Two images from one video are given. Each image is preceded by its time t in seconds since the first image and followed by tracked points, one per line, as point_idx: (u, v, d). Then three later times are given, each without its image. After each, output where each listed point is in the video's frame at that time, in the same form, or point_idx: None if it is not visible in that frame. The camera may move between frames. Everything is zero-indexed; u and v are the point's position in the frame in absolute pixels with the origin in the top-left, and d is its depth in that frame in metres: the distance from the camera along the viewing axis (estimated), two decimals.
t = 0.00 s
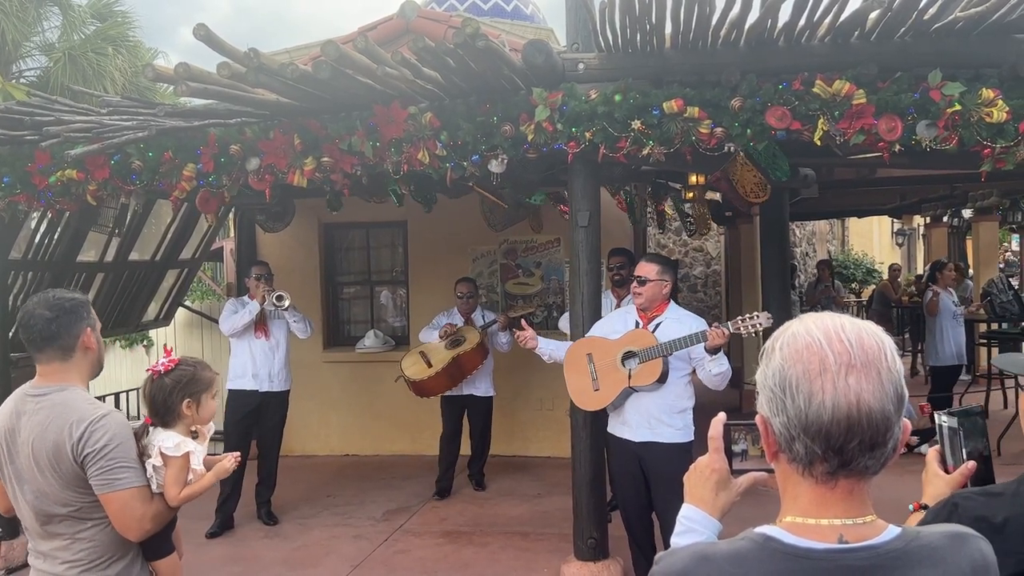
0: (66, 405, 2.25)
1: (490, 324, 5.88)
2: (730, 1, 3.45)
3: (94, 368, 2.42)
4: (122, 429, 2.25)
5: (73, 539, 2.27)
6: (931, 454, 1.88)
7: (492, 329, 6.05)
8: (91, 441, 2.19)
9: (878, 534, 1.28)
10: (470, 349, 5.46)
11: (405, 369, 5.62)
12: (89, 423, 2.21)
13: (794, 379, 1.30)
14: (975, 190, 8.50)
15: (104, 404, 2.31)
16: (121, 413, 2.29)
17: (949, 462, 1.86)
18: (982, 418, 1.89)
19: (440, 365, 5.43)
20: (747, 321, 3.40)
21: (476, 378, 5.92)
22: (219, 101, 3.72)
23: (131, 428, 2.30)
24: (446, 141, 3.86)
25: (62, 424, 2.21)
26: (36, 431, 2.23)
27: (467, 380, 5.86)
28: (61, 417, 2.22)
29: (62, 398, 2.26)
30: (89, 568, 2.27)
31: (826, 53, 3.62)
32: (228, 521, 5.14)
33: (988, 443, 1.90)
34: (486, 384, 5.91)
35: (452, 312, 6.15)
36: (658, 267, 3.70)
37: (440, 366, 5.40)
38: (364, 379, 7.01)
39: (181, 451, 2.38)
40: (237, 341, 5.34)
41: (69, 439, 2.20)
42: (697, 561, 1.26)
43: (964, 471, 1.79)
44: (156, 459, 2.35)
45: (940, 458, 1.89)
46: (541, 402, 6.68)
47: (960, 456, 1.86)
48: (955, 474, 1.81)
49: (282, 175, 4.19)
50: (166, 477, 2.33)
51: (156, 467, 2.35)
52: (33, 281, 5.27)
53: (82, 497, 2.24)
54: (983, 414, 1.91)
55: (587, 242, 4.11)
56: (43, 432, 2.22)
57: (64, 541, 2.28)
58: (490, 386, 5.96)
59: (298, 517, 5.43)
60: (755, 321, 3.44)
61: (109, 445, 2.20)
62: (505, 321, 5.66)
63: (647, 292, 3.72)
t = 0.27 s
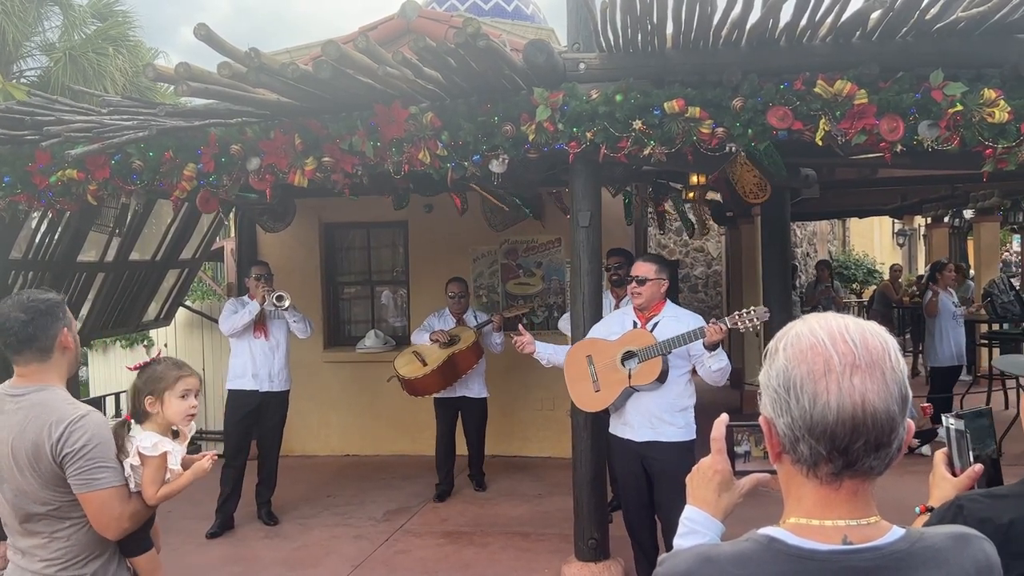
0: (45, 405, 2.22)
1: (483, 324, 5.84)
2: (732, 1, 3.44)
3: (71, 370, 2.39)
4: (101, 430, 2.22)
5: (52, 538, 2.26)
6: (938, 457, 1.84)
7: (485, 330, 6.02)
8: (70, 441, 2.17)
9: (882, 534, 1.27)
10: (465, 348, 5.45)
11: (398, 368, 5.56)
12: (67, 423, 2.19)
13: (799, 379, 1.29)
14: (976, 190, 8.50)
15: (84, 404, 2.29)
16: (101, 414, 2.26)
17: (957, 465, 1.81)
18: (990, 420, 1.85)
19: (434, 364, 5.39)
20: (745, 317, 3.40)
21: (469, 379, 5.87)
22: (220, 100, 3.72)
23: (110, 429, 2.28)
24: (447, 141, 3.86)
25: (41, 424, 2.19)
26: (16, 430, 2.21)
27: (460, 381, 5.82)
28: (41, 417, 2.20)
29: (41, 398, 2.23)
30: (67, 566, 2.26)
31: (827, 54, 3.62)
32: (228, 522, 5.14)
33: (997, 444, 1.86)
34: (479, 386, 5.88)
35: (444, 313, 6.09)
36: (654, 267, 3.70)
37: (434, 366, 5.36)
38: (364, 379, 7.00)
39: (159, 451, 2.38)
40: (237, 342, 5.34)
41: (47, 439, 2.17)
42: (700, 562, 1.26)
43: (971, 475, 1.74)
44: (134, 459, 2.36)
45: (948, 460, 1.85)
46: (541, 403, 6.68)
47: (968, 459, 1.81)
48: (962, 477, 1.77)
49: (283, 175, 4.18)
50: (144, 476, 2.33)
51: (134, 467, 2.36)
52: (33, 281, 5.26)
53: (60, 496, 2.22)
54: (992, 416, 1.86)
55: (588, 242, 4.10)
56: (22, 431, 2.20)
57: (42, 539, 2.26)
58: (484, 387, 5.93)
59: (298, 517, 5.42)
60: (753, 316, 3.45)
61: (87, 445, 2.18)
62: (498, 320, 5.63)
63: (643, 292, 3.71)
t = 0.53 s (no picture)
0: (23, 411, 2.11)
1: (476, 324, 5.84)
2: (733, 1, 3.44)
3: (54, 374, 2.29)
4: (77, 439, 2.12)
5: (24, 541, 2.15)
6: (946, 456, 1.84)
7: (479, 330, 5.95)
8: (45, 450, 2.07)
9: (886, 535, 1.27)
10: (460, 347, 5.44)
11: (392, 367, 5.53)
12: (44, 431, 2.08)
13: (801, 380, 1.29)
14: (978, 191, 8.49)
15: (63, 411, 2.18)
16: (79, 421, 2.16)
17: (965, 465, 1.81)
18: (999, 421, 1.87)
19: (429, 364, 5.35)
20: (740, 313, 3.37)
21: (462, 380, 5.86)
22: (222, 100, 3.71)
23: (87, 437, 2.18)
24: (448, 141, 3.85)
25: (17, 430, 2.08)
26: None
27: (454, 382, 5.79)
28: (17, 422, 2.10)
29: (20, 402, 2.13)
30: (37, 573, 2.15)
31: (829, 54, 3.61)
32: (229, 522, 5.13)
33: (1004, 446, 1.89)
34: (472, 387, 5.86)
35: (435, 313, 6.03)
36: (651, 268, 3.68)
37: (429, 366, 5.33)
38: (365, 379, 7.00)
39: (134, 462, 2.30)
40: (237, 341, 5.33)
41: (22, 446, 2.07)
42: (704, 564, 1.25)
43: (977, 472, 1.75)
44: (109, 468, 2.27)
45: (956, 461, 1.85)
46: (541, 404, 6.67)
47: (975, 459, 1.81)
48: (969, 475, 1.76)
49: (284, 175, 4.17)
50: (117, 486, 2.24)
51: (109, 477, 2.26)
52: (35, 281, 5.26)
53: (35, 501, 2.12)
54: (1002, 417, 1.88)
55: (589, 243, 4.10)
56: None
57: (14, 542, 2.15)
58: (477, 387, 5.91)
59: (299, 518, 5.42)
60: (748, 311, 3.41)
61: (63, 454, 2.08)
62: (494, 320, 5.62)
63: (640, 292, 3.70)
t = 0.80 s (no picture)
0: (10, 413, 2.08)
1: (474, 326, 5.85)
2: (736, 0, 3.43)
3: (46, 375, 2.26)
4: (61, 444, 2.09)
5: (5, 542, 2.10)
6: (958, 458, 1.83)
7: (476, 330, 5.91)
8: (28, 453, 2.04)
9: (891, 535, 1.26)
10: (460, 347, 5.43)
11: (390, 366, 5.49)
12: (29, 434, 2.05)
13: (806, 380, 1.28)
14: (980, 191, 8.49)
15: (49, 414, 2.14)
16: (64, 426, 2.13)
17: (975, 465, 1.82)
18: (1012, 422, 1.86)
19: (430, 364, 5.33)
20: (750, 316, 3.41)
21: (459, 381, 5.81)
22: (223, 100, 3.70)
23: (71, 442, 2.15)
24: (450, 141, 3.85)
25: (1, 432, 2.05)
26: None
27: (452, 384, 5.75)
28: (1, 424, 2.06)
29: (7, 404, 2.09)
30: None
31: (832, 53, 3.60)
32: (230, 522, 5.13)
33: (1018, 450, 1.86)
34: (470, 387, 5.81)
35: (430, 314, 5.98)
36: (651, 268, 3.70)
37: (429, 367, 5.31)
38: (366, 379, 6.99)
39: (116, 471, 2.26)
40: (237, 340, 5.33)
41: (6, 449, 2.04)
42: (707, 564, 1.25)
43: (987, 473, 1.75)
44: (89, 476, 2.23)
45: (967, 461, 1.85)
46: (543, 404, 6.67)
47: (986, 459, 1.81)
48: (979, 475, 1.76)
49: (285, 175, 4.17)
50: (98, 494, 2.21)
51: (90, 484, 2.23)
52: (36, 281, 5.26)
53: (17, 504, 2.08)
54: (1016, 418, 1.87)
55: (591, 243, 4.09)
56: None
57: None
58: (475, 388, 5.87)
59: (300, 518, 5.42)
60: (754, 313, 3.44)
61: (46, 458, 2.05)
62: (491, 319, 5.60)
63: (644, 293, 3.70)
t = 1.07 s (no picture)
0: (8, 413, 2.08)
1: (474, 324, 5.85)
2: (738, 1, 3.43)
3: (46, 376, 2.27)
4: (59, 444, 2.09)
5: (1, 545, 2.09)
6: (957, 464, 1.82)
7: (476, 330, 5.90)
8: (25, 454, 2.04)
9: (893, 538, 1.26)
10: (461, 347, 5.43)
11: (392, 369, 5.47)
12: (26, 435, 2.05)
13: (808, 382, 1.28)
14: (982, 193, 8.48)
15: (46, 415, 2.14)
16: (61, 427, 2.13)
17: (976, 471, 1.80)
18: (1010, 428, 1.84)
19: (431, 364, 5.33)
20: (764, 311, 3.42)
21: (461, 381, 5.79)
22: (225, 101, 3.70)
23: (68, 443, 2.14)
24: (451, 142, 3.85)
25: None
26: None
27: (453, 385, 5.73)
28: None
29: (5, 405, 2.10)
30: None
31: (834, 54, 3.60)
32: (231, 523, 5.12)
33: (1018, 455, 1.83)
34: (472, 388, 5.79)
35: (431, 315, 5.97)
36: (654, 269, 3.72)
37: (431, 367, 5.30)
38: (367, 380, 6.99)
39: (109, 470, 2.25)
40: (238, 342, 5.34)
41: (3, 449, 2.04)
42: (709, 566, 1.25)
43: (987, 480, 1.74)
44: (84, 476, 2.24)
45: (967, 467, 1.83)
46: (544, 405, 6.66)
47: (986, 465, 1.79)
48: (979, 482, 1.75)
49: (287, 176, 4.16)
50: (94, 494, 2.21)
51: (85, 485, 2.23)
52: (37, 282, 5.26)
53: (13, 506, 2.08)
54: (1014, 424, 1.85)
55: (592, 244, 4.09)
56: None
57: None
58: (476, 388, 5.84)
59: (301, 519, 5.41)
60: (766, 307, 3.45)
61: (43, 459, 2.04)
62: (491, 318, 5.60)
63: (650, 296, 3.73)
